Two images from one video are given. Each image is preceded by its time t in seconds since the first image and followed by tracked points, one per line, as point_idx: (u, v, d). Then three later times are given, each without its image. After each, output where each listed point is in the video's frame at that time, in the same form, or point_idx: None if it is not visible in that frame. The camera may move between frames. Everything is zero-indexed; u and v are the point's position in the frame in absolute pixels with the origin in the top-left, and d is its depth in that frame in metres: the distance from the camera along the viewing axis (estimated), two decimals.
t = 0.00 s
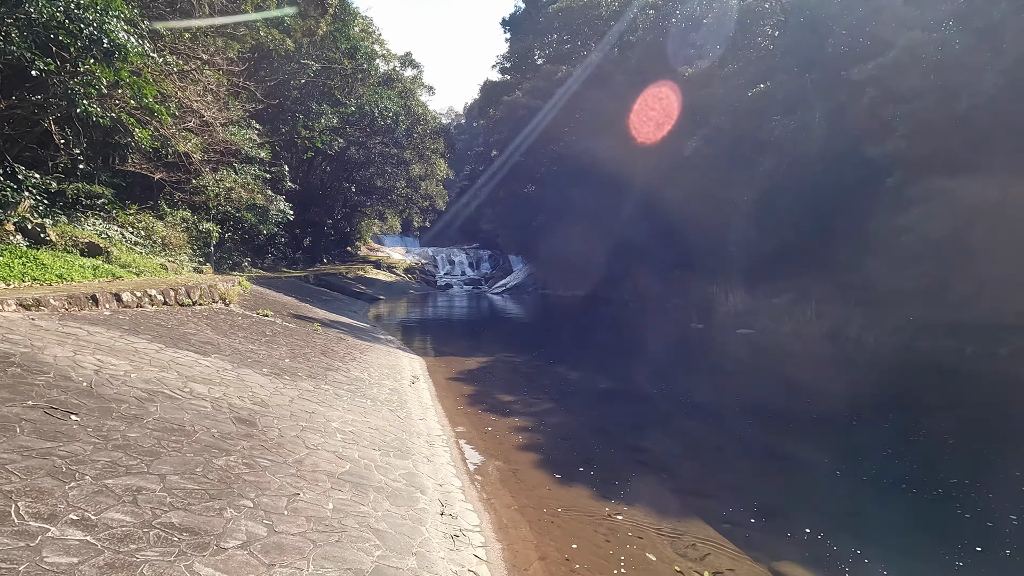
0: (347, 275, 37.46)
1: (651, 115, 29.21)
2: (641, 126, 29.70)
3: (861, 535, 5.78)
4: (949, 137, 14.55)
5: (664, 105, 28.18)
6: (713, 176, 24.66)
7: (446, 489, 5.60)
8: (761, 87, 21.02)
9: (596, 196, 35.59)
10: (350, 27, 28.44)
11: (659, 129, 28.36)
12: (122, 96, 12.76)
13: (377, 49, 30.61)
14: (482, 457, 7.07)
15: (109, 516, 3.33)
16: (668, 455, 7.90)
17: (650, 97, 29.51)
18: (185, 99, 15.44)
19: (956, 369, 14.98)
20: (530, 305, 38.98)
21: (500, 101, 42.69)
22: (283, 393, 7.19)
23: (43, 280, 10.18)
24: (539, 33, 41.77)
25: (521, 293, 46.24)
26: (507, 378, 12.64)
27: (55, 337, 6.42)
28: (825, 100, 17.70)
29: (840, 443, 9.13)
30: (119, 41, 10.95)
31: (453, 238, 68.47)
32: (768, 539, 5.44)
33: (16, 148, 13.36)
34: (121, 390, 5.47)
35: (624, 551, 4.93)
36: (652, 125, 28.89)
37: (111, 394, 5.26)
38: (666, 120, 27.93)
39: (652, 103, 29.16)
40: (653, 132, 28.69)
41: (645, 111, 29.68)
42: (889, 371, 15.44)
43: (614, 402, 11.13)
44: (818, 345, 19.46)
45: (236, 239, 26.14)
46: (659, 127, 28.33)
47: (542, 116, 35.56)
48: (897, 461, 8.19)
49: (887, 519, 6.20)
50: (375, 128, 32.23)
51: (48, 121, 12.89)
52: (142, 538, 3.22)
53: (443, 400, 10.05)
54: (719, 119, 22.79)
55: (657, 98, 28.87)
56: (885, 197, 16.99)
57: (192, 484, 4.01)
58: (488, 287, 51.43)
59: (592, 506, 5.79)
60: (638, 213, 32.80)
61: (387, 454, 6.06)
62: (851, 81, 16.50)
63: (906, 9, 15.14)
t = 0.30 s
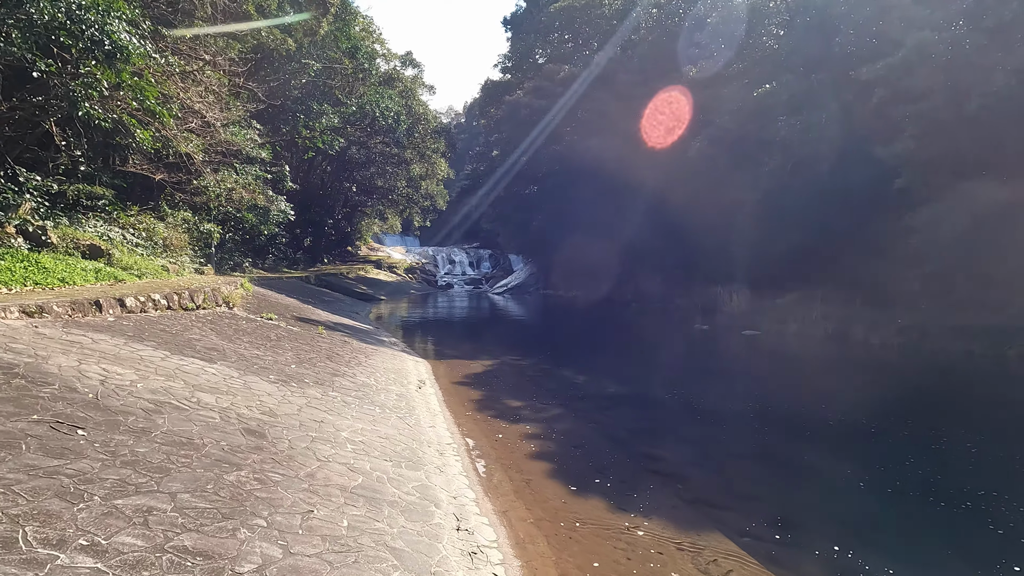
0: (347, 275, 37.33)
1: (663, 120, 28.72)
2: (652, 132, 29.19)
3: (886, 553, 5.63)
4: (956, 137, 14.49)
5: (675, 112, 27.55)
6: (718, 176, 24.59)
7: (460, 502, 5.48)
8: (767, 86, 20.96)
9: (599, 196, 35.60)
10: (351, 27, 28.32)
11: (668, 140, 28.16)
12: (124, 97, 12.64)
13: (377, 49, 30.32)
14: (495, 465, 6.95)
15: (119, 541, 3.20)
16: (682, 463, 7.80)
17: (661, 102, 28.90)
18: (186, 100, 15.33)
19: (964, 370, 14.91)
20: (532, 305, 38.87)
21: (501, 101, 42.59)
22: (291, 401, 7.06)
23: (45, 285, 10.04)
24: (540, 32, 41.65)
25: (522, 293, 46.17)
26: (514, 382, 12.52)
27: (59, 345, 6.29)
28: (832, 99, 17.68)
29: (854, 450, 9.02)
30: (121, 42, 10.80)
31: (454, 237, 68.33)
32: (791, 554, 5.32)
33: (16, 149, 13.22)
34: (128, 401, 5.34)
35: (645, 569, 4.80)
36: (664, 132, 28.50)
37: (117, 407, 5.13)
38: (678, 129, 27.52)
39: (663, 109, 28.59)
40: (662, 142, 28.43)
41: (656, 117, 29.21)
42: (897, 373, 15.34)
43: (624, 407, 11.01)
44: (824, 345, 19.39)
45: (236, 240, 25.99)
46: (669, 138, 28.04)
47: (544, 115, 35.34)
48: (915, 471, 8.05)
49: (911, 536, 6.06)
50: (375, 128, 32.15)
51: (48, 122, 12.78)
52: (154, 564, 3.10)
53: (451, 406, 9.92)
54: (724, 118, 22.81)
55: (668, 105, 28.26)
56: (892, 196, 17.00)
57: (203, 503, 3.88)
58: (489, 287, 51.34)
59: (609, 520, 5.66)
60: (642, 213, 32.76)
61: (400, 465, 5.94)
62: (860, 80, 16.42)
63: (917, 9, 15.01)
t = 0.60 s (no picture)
0: (348, 274, 37.13)
1: (656, 108, 28.86)
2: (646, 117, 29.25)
3: (911, 564, 5.49)
4: (966, 134, 14.34)
5: (671, 97, 27.76)
6: (725, 174, 24.57)
7: (472, 511, 5.32)
8: (772, 83, 20.82)
9: (601, 195, 35.50)
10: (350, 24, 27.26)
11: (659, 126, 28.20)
12: (123, 95, 12.49)
13: (377, 47, 29.70)
14: (506, 471, 6.79)
15: (121, 559, 3.04)
16: (695, 467, 7.65)
17: (657, 89, 29.19)
18: (187, 98, 15.18)
19: (973, 370, 14.79)
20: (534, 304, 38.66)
21: (502, 98, 42.46)
22: (295, 405, 6.89)
23: (44, 285, 9.88)
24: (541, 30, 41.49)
25: (524, 291, 46.03)
26: (520, 383, 12.34)
27: (58, 349, 6.12)
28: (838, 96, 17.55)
29: (868, 453, 8.89)
30: (120, 39, 10.63)
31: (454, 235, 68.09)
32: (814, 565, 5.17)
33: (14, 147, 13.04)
34: (129, 407, 5.16)
35: None
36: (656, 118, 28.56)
37: (118, 413, 4.95)
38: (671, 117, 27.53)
39: (658, 97, 28.78)
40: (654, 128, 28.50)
41: (650, 103, 29.35)
42: (905, 373, 15.21)
43: (632, 409, 10.84)
44: (830, 344, 19.26)
45: (237, 238, 25.83)
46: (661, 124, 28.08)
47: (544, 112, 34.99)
48: (931, 475, 7.91)
49: (934, 545, 5.91)
50: (375, 126, 32.03)
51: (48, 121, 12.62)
52: None
53: (458, 408, 9.75)
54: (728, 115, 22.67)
55: (664, 93, 28.46)
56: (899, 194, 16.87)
57: (209, 516, 3.71)
58: (491, 285, 51.23)
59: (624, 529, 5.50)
60: (645, 211, 32.70)
61: (409, 471, 5.78)
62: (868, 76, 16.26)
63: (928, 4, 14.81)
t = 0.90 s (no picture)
0: (349, 274, 36.91)
1: (644, 98, 29.23)
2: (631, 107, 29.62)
3: None
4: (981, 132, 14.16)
5: (659, 88, 28.39)
6: (731, 171, 24.46)
7: (484, 528, 5.11)
8: (778, 81, 20.60)
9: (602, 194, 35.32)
10: (351, 23, 27.07)
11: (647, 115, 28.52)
12: (121, 93, 12.36)
13: (377, 45, 29.39)
14: (516, 482, 6.57)
15: None
16: (709, 477, 7.43)
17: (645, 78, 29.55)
18: (186, 97, 14.95)
19: (985, 371, 14.58)
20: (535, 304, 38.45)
21: (503, 97, 42.27)
22: (299, 414, 6.66)
23: (40, 289, 9.66)
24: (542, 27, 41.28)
25: (526, 291, 45.82)
26: (526, 387, 12.12)
27: (52, 358, 5.89)
28: (846, 93, 17.37)
29: (885, 461, 8.65)
30: (117, 36, 10.45)
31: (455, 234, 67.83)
32: None
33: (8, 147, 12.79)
34: (125, 420, 4.93)
35: None
36: (643, 107, 28.93)
37: (114, 428, 4.72)
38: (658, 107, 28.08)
39: (648, 87, 29.20)
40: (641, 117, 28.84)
41: (638, 93, 29.75)
42: (915, 374, 15.01)
43: (641, 414, 10.61)
44: (836, 345, 19.09)
45: (237, 238, 25.59)
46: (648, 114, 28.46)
47: (545, 110, 34.73)
48: (953, 486, 7.67)
49: (968, 568, 5.63)
50: (376, 124, 31.79)
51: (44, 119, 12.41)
52: None
53: (464, 414, 9.52)
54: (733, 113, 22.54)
55: (654, 84, 28.93)
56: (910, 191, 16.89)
57: (209, 542, 3.50)
58: (492, 285, 51.03)
59: (642, 546, 5.28)
60: (647, 209, 32.53)
61: (417, 485, 5.57)
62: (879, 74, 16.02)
63: None
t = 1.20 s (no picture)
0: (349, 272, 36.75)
1: (632, 100, 29.73)
2: (617, 111, 30.45)
3: None
4: (993, 128, 14.06)
5: (645, 90, 29.05)
6: (734, 169, 24.40)
7: (495, 537, 4.97)
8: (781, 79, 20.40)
9: (603, 193, 35.16)
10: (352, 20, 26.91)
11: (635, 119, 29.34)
12: (120, 89, 12.25)
13: (377, 43, 29.23)
14: (525, 487, 6.43)
15: None
16: (721, 481, 7.27)
17: (633, 80, 30.02)
18: (185, 94, 14.79)
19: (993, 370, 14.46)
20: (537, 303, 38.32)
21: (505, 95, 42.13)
22: (301, 417, 6.50)
23: (37, 289, 9.50)
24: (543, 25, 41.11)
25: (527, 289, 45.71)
26: (531, 388, 11.96)
27: (48, 361, 5.72)
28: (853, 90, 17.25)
29: (897, 464, 8.49)
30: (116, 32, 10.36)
31: (455, 233, 67.68)
32: None
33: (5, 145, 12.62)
34: (123, 427, 4.77)
35: None
36: (631, 110, 29.58)
37: (111, 434, 4.56)
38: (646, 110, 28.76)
39: (634, 88, 29.64)
40: (629, 121, 29.56)
41: (625, 95, 30.25)
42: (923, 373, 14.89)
43: (649, 416, 10.46)
44: (842, 344, 18.93)
45: (237, 237, 25.41)
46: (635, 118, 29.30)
47: (547, 107, 34.71)
48: (968, 490, 7.51)
49: None
50: (377, 122, 31.61)
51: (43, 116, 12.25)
52: None
53: (469, 416, 9.37)
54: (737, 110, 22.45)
55: (641, 87, 29.38)
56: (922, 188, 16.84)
57: (211, 557, 3.36)
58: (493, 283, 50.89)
59: (656, 555, 5.14)
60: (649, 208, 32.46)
61: (425, 492, 5.42)
62: (886, 70, 15.84)
63: None
